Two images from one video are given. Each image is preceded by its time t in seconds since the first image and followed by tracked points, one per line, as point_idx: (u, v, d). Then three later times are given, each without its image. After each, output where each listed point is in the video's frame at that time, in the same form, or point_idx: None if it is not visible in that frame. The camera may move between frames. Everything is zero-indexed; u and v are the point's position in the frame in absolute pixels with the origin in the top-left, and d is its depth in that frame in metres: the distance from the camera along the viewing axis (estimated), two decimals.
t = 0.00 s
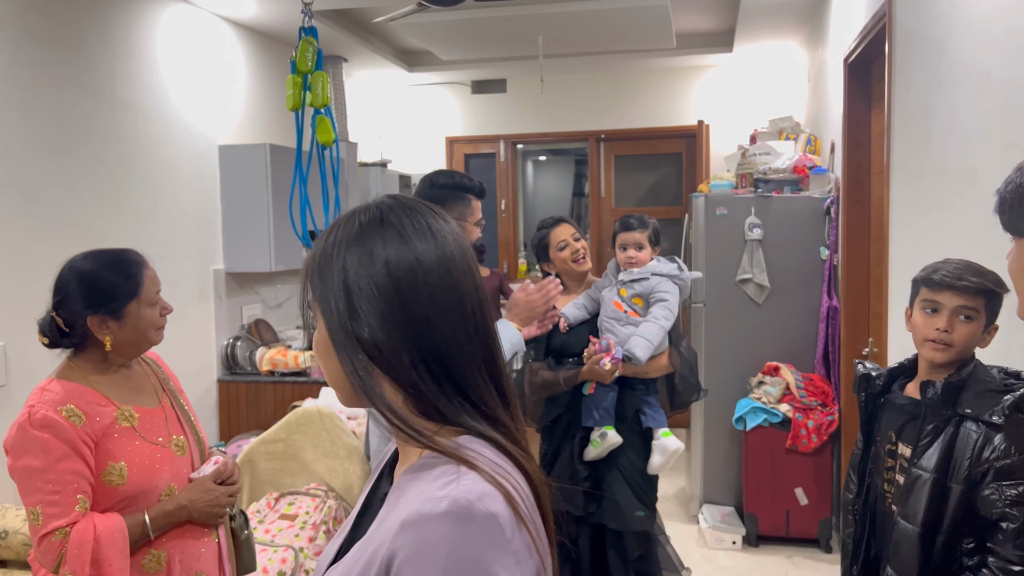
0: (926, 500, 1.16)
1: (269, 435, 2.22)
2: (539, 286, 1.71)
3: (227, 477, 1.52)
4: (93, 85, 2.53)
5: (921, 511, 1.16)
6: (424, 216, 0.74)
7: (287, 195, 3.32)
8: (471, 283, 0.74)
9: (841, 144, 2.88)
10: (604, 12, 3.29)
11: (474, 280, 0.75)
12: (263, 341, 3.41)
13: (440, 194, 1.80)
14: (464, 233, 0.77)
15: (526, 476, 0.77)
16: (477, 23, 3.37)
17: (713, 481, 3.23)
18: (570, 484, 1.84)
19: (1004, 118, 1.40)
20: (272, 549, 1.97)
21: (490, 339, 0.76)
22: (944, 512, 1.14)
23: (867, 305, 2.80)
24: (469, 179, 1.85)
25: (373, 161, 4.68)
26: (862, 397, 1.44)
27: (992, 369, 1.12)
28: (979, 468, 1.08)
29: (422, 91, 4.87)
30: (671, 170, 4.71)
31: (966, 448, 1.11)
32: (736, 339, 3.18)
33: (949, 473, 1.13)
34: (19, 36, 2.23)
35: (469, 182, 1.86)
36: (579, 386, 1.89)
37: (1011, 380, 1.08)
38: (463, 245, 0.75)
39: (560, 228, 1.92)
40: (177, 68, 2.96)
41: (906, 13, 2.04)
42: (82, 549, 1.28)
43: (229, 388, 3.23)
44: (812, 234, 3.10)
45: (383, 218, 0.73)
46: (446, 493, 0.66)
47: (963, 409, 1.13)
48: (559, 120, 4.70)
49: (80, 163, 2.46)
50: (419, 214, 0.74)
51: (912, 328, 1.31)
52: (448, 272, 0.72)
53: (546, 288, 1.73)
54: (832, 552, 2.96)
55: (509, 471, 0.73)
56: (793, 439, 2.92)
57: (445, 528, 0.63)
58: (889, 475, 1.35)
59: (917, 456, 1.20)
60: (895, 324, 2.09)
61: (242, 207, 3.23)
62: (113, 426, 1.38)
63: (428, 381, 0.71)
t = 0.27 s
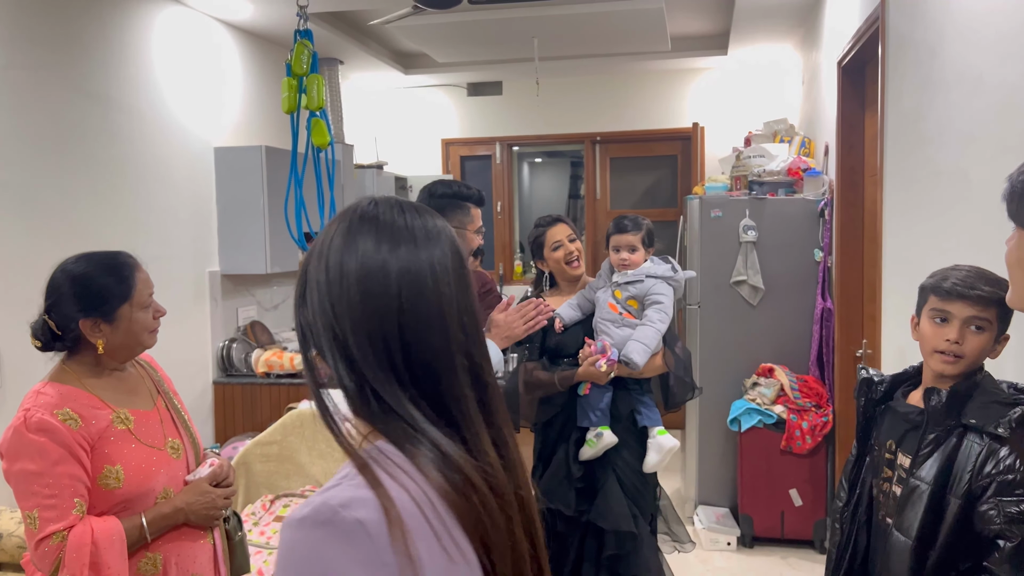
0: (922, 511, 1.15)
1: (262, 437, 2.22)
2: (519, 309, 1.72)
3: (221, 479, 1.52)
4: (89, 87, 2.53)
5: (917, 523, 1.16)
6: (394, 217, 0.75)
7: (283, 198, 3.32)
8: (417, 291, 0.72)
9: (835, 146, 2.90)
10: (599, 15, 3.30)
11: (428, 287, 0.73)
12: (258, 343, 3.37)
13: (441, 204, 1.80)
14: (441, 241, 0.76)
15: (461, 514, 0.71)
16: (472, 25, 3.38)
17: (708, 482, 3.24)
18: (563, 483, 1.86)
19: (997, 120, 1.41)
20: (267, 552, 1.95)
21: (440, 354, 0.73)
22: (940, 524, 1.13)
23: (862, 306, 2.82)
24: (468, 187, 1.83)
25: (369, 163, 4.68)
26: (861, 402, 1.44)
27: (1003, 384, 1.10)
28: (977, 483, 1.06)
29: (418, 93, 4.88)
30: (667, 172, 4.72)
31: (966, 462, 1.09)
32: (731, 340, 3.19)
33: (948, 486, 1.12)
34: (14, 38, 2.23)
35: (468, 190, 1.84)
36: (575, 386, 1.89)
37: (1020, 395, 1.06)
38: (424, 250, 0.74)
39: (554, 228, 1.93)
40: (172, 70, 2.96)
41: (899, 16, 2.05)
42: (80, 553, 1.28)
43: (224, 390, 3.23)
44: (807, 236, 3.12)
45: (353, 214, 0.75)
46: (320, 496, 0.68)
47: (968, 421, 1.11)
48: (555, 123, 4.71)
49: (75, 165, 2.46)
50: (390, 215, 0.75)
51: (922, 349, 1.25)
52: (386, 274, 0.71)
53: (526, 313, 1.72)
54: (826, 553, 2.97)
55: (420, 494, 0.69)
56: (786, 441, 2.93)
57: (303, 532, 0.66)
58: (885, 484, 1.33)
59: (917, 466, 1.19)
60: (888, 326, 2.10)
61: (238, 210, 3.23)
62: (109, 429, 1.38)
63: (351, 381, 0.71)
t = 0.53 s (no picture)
0: (938, 528, 1.11)
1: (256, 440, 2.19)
2: (522, 291, 1.69)
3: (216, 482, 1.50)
4: (83, 89, 2.53)
5: (934, 541, 1.11)
6: (379, 219, 0.76)
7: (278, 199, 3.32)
8: (381, 296, 0.73)
9: (829, 148, 2.91)
10: (594, 16, 3.31)
11: (393, 294, 0.73)
12: (254, 344, 3.41)
13: (438, 203, 1.78)
14: (422, 249, 0.76)
15: (385, 533, 0.70)
16: (468, 27, 3.39)
17: (703, 483, 3.25)
18: (575, 489, 1.82)
19: (991, 122, 1.42)
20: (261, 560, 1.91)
21: (395, 363, 0.73)
22: (959, 541, 1.09)
23: (856, 308, 2.82)
24: (465, 185, 1.81)
25: (364, 164, 4.68)
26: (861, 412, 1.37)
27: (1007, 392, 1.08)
28: (997, 495, 1.03)
29: (413, 94, 4.88)
30: (662, 173, 4.73)
31: (983, 473, 1.06)
32: (726, 341, 3.20)
33: (965, 499, 1.08)
34: (9, 38, 2.22)
35: (466, 188, 1.82)
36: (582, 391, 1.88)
37: None
38: (398, 255, 0.74)
39: (554, 231, 1.93)
40: (167, 70, 2.95)
41: (893, 19, 2.06)
42: (76, 559, 1.27)
43: (219, 391, 3.22)
44: (802, 237, 3.12)
45: (344, 210, 0.77)
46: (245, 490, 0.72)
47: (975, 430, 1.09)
48: (550, 124, 4.72)
49: (70, 166, 2.46)
50: (377, 216, 0.76)
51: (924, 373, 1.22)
52: (353, 274, 0.72)
53: (530, 293, 1.69)
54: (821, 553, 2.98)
55: (344, 501, 0.70)
56: (781, 442, 2.94)
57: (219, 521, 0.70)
58: (885, 497, 1.27)
59: (926, 480, 1.16)
60: (882, 327, 2.11)
61: (233, 210, 3.22)
62: (103, 434, 1.38)
63: (306, 375, 0.73)
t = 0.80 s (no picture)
0: (918, 548, 1.05)
1: (251, 439, 2.14)
2: (517, 288, 1.68)
3: (214, 479, 1.50)
4: (77, 87, 2.51)
5: (914, 562, 1.06)
6: (368, 217, 0.75)
7: (273, 198, 3.31)
8: (367, 294, 0.72)
9: (824, 148, 2.92)
10: (590, 17, 3.31)
11: (379, 295, 0.72)
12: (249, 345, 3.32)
13: (435, 204, 1.78)
14: (409, 250, 0.75)
15: (367, 530, 0.70)
16: (464, 27, 3.39)
17: (699, 483, 3.25)
18: (592, 483, 1.82)
19: (985, 123, 1.43)
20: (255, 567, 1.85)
21: (378, 363, 0.72)
22: (938, 562, 1.03)
23: (851, 307, 2.83)
24: (461, 184, 1.80)
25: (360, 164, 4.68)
26: (863, 402, 1.41)
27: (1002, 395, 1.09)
28: (967, 514, 0.98)
29: (409, 94, 4.87)
30: (657, 174, 4.73)
31: (956, 491, 1.01)
32: (721, 341, 3.21)
33: (942, 518, 1.03)
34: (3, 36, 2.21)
35: (462, 187, 1.81)
36: (590, 384, 1.86)
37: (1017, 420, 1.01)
38: (386, 255, 0.73)
39: (547, 224, 1.93)
40: (162, 70, 2.94)
41: (888, 20, 2.07)
42: (73, 560, 1.26)
43: (214, 392, 3.21)
44: (797, 237, 3.13)
45: (332, 206, 0.75)
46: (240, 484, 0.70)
47: (950, 449, 1.05)
48: (546, 125, 4.72)
49: (64, 165, 2.45)
50: (365, 214, 0.75)
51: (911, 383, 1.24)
52: (339, 272, 0.71)
53: (525, 290, 1.68)
54: (816, 553, 2.98)
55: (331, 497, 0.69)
56: (776, 442, 2.94)
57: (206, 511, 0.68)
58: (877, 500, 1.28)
59: (911, 502, 1.11)
60: (877, 327, 2.12)
61: (228, 210, 3.21)
62: (97, 434, 1.37)
63: (286, 370, 0.72)
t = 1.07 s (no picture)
0: (903, 546, 1.09)
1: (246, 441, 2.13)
2: (519, 305, 1.70)
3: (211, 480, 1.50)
4: (73, 87, 2.50)
5: (898, 560, 1.10)
6: (356, 223, 0.73)
7: (269, 199, 3.30)
8: (357, 300, 0.69)
9: (820, 150, 2.93)
10: (587, 18, 3.31)
11: (372, 299, 0.70)
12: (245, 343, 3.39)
13: (433, 208, 1.78)
14: (397, 255, 0.73)
15: (377, 520, 0.70)
16: (461, 28, 3.38)
17: (695, 484, 3.25)
18: (596, 488, 1.82)
19: (981, 125, 1.44)
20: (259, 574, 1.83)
21: (369, 369, 0.71)
22: (920, 559, 1.08)
23: (847, 309, 2.85)
24: (461, 188, 1.79)
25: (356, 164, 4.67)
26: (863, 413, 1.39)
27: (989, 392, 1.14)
28: (948, 515, 1.03)
29: (405, 95, 4.87)
30: (653, 175, 4.74)
31: (939, 491, 1.04)
32: (718, 343, 3.21)
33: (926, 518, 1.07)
34: None
35: (461, 191, 1.80)
36: (591, 391, 1.87)
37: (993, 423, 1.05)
38: (374, 260, 0.71)
39: (550, 232, 1.90)
40: (158, 69, 2.93)
41: (885, 22, 2.08)
42: (69, 560, 1.25)
43: (209, 392, 3.20)
44: (793, 239, 3.14)
45: (315, 211, 0.73)
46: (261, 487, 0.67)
47: (929, 450, 1.10)
48: (542, 126, 4.72)
49: (60, 166, 2.44)
50: (350, 219, 0.73)
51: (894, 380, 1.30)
52: (330, 276, 0.69)
53: (526, 307, 1.70)
54: (812, 554, 2.99)
55: (341, 494, 0.68)
56: (772, 443, 2.95)
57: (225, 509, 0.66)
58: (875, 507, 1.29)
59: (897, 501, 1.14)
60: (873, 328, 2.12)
61: (224, 211, 3.20)
62: (94, 435, 1.36)
63: (273, 380, 0.70)
